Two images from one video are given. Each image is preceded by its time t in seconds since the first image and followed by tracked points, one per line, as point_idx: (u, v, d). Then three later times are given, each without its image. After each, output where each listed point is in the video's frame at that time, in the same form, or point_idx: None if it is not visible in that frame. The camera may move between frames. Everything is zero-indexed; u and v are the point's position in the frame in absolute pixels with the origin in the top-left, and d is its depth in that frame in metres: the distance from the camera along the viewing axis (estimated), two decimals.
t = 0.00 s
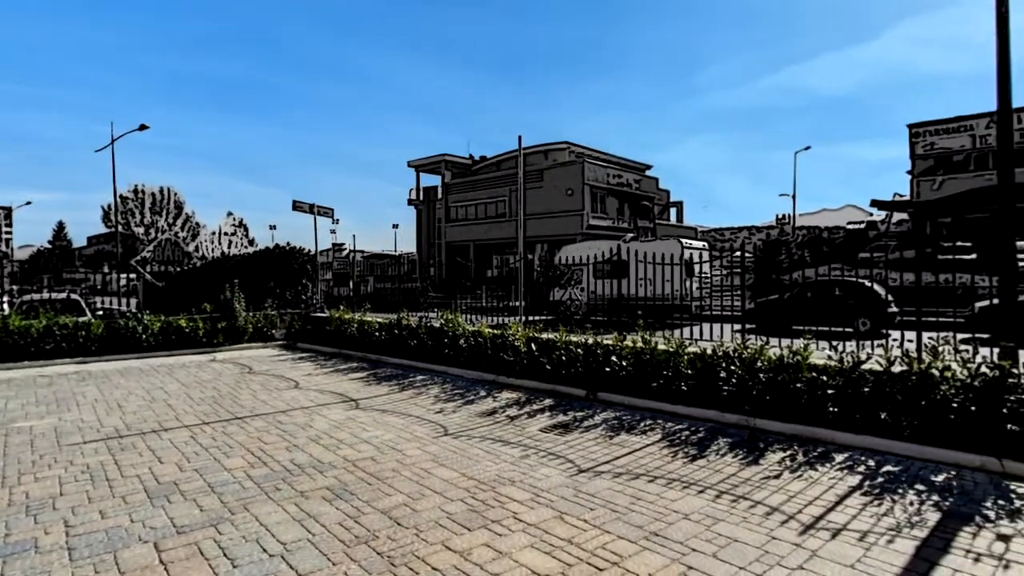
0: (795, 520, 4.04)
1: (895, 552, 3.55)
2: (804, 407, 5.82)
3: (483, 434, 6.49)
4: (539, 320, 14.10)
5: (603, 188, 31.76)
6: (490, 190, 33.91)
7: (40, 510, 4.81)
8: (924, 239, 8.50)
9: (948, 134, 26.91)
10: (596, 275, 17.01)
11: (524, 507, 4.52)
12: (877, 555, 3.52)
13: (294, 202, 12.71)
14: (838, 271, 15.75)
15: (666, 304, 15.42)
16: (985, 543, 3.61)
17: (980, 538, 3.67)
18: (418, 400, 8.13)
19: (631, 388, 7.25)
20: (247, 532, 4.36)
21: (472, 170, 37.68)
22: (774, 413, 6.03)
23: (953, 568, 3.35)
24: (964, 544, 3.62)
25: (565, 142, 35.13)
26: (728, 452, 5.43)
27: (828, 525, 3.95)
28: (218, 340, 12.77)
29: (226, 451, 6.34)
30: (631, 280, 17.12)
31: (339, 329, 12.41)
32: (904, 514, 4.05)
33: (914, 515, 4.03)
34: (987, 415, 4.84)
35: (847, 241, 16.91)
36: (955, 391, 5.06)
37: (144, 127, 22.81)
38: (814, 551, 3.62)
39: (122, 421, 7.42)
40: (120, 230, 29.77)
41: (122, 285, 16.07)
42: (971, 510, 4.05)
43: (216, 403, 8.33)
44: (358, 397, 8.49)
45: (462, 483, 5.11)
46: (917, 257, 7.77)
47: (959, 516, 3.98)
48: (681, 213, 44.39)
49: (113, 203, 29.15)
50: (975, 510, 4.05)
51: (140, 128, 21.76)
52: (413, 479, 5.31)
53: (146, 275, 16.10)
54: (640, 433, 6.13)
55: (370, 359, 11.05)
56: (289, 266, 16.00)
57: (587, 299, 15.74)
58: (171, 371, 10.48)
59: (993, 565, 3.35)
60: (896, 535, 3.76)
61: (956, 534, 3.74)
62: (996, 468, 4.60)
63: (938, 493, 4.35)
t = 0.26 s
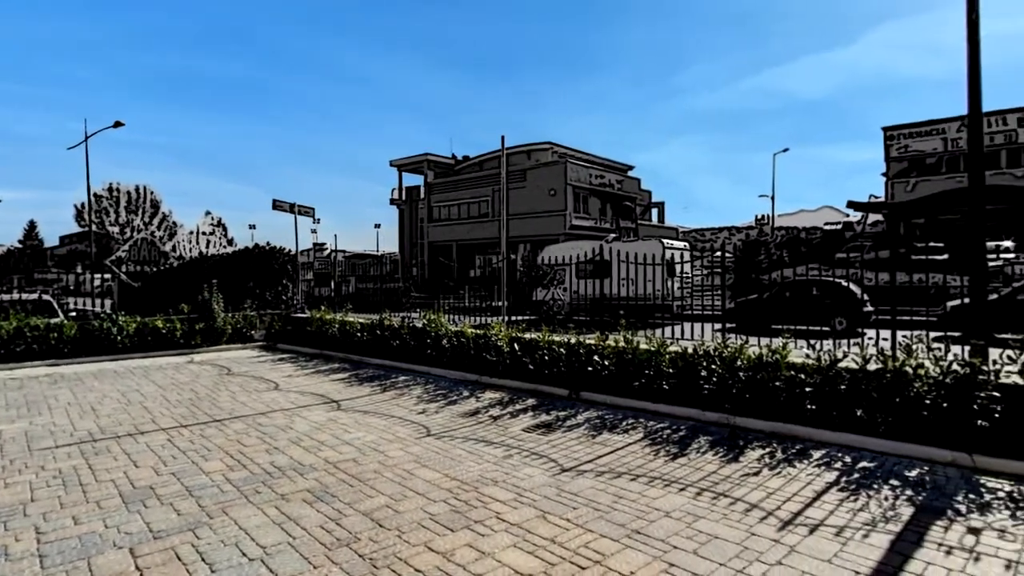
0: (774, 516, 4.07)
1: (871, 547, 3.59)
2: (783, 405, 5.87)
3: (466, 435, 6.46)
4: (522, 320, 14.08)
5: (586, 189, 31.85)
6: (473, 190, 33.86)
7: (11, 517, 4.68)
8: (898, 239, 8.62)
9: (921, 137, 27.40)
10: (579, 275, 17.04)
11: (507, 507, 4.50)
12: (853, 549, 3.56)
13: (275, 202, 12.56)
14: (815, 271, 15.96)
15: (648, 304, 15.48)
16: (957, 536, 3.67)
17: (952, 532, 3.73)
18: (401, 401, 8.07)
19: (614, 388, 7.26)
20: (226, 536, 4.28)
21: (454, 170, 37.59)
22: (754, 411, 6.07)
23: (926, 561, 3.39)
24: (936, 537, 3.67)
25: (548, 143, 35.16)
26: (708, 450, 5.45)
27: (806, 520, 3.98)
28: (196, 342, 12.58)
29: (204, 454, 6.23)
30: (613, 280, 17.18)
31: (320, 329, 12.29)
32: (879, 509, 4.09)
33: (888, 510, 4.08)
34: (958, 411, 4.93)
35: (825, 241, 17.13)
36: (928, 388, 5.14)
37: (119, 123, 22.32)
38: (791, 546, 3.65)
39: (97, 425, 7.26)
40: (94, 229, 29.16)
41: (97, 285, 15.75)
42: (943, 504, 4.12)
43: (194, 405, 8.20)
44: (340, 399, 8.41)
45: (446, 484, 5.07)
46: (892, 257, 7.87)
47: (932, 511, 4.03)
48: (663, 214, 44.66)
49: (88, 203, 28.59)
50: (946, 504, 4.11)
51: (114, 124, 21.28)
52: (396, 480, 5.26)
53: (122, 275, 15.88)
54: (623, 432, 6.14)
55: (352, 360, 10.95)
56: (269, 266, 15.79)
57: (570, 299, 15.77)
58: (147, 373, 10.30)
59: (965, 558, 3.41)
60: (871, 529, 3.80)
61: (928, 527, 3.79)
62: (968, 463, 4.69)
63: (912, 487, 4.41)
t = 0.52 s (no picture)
0: (745, 512, 4.09)
1: (837, 539, 3.63)
2: (754, 402, 5.93)
3: (442, 435, 6.39)
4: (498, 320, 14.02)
5: (561, 189, 31.92)
6: (448, 190, 33.71)
7: None
8: (864, 240, 8.76)
9: (884, 141, 28.03)
10: (555, 275, 17.06)
11: (483, 507, 4.45)
12: (821, 542, 3.59)
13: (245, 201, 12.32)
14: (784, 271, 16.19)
15: (622, 304, 15.55)
16: (919, 527, 3.73)
17: (914, 523, 3.79)
18: (375, 402, 7.97)
19: (589, 387, 7.26)
20: (195, 543, 4.16)
21: (429, 169, 37.38)
22: (726, 409, 6.12)
23: (890, 552, 3.44)
24: (899, 528, 3.73)
25: (524, 143, 35.18)
26: (682, 447, 5.47)
27: (776, 515, 4.01)
28: (163, 344, 12.28)
29: (172, 459, 6.07)
30: (588, 280, 17.24)
31: (292, 331, 12.10)
32: (846, 503, 4.15)
33: (854, 503, 4.13)
34: (920, 407, 5.04)
35: (794, 241, 17.39)
36: (892, 384, 5.24)
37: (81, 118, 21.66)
38: (762, 540, 3.67)
39: (59, 431, 7.02)
40: (57, 229, 28.30)
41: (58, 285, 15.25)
42: (906, 496, 4.19)
43: (161, 409, 7.99)
44: (313, 401, 8.27)
45: (421, 485, 5.00)
46: (858, 257, 8.01)
47: (895, 503, 4.10)
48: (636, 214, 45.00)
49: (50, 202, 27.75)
50: (909, 496, 4.18)
51: (76, 119, 20.66)
52: (370, 482, 5.18)
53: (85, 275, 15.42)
54: (598, 431, 6.14)
55: (325, 361, 10.80)
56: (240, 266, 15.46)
57: (545, 299, 15.76)
58: (112, 377, 10.01)
59: (927, 549, 3.47)
60: (838, 522, 3.85)
61: (892, 519, 3.85)
62: (929, 457, 4.80)
63: (877, 481, 4.48)
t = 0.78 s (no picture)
0: (711, 506, 4.11)
1: (798, 531, 3.67)
2: (719, 399, 5.98)
3: (411, 437, 6.30)
4: (467, 320, 13.93)
5: (531, 189, 31.95)
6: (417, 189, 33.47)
7: None
8: (824, 240, 8.93)
9: (842, 145, 28.76)
10: (524, 275, 17.05)
11: (452, 508, 4.38)
12: (783, 535, 3.62)
13: (207, 199, 11.99)
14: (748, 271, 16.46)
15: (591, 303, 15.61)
16: (875, 518, 3.80)
17: (870, 514, 3.85)
18: (343, 404, 7.82)
19: (559, 386, 7.23)
20: (153, 552, 4.00)
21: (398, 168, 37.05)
22: (692, 406, 6.16)
23: (848, 543, 3.49)
24: (856, 519, 3.79)
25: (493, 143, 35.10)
26: (649, 444, 5.48)
27: (739, 509, 4.03)
28: (120, 347, 11.88)
29: (130, 466, 5.85)
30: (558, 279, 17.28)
31: (257, 332, 11.84)
32: (806, 495, 4.20)
33: (814, 495, 4.18)
34: (875, 402, 5.15)
35: (758, 242, 17.70)
36: (850, 380, 5.34)
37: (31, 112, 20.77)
38: (727, 534, 3.69)
39: (8, 438, 6.71)
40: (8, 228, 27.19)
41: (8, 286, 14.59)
42: (862, 488, 4.26)
43: (118, 414, 7.71)
44: (278, 403, 8.08)
45: (389, 488, 4.91)
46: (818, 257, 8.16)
47: (853, 495, 4.17)
48: (605, 215, 45.34)
49: None
50: (865, 488, 4.26)
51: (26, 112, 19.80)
52: (337, 486, 5.06)
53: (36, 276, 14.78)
54: (568, 430, 6.11)
55: (291, 363, 10.58)
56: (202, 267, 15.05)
57: (514, 298, 15.74)
58: (66, 381, 9.63)
59: (882, 538, 3.52)
60: (799, 515, 3.89)
61: (849, 511, 3.91)
62: (884, 450, 4.89)
63: (836, 474, 4.55)
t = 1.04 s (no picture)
0: (676, 502, 4.09)
1: (760, 524, 3.67)
2: (685, 397, 6.00)
3: (379, 439, 6.17)
4: (436, 320, 13.78)
5: (500, 189, 31.89)
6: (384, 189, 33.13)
7: None
8: (786, 241, 9.07)
9: (802, 148, 29.41)
10: (493, 275, 16.98)
11: (421, 510, 4.28)
12: (745, 528, 3.63)
13: (165, 197, 11.63)
14: (713, 271, 16.68)
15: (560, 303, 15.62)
16: (832, 509, 3.83)
17: (828, 506, 3.89)
18: (308, 406, 7.64)
19: (528, 386, 7.17)
20: (106, 563, 3.81)
21: (365, 167, 36.61)
22: (659, 404, 6.16)
23: (807, 534, 3.51)
24: (814, 511, 3.82)
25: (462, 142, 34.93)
26: (617, 443, 5.46)
27: (704, 504, 4.03)
28: (72, 350, 11.40)
29: (82, 474, 5.60)
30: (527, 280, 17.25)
31: (218, 333, 11.51)
32: (767, 489, 4.22)
33: (775, 489, 4.21)
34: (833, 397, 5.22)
35: (722, 242, 17.96)
36: (809, 376, 5.41)
37: None
38: (692, 529, 3.67)
39: None
40: None
41: None
42: (821, 481, 4.31)
43: (69, 421, 7.39)
44: (240, 407, 7.85)
45: (357, 491, 4.78)
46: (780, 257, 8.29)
47: (811, 487, 4.20)
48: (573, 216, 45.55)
49: None
50: (824, 480, 4.30)
51: None
52: (302, 490, 4.91)
53: None
54: (537, 429, 6.06)
55: (254, 365, 10.31)
56: (160, 267, 14.69)
57: (482, 298, 15.68)
58: (14, 387, 9.20)
59: (840, 529, 3.55)
60: (761, 508, 3.90)
61: (808, 503, 3.94)
62: (841, 444, 4.96)
63: (796, 468, 4.58)
